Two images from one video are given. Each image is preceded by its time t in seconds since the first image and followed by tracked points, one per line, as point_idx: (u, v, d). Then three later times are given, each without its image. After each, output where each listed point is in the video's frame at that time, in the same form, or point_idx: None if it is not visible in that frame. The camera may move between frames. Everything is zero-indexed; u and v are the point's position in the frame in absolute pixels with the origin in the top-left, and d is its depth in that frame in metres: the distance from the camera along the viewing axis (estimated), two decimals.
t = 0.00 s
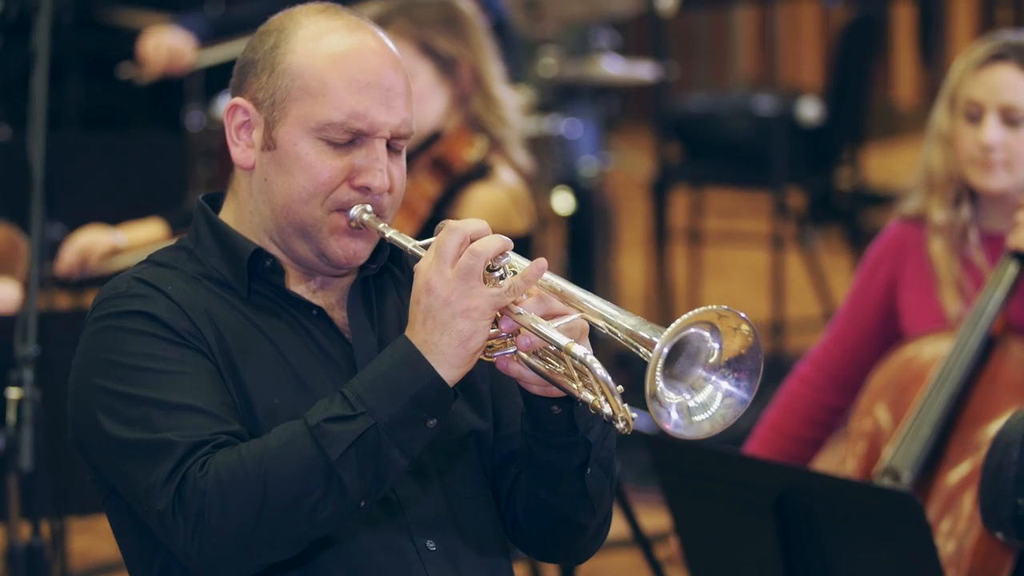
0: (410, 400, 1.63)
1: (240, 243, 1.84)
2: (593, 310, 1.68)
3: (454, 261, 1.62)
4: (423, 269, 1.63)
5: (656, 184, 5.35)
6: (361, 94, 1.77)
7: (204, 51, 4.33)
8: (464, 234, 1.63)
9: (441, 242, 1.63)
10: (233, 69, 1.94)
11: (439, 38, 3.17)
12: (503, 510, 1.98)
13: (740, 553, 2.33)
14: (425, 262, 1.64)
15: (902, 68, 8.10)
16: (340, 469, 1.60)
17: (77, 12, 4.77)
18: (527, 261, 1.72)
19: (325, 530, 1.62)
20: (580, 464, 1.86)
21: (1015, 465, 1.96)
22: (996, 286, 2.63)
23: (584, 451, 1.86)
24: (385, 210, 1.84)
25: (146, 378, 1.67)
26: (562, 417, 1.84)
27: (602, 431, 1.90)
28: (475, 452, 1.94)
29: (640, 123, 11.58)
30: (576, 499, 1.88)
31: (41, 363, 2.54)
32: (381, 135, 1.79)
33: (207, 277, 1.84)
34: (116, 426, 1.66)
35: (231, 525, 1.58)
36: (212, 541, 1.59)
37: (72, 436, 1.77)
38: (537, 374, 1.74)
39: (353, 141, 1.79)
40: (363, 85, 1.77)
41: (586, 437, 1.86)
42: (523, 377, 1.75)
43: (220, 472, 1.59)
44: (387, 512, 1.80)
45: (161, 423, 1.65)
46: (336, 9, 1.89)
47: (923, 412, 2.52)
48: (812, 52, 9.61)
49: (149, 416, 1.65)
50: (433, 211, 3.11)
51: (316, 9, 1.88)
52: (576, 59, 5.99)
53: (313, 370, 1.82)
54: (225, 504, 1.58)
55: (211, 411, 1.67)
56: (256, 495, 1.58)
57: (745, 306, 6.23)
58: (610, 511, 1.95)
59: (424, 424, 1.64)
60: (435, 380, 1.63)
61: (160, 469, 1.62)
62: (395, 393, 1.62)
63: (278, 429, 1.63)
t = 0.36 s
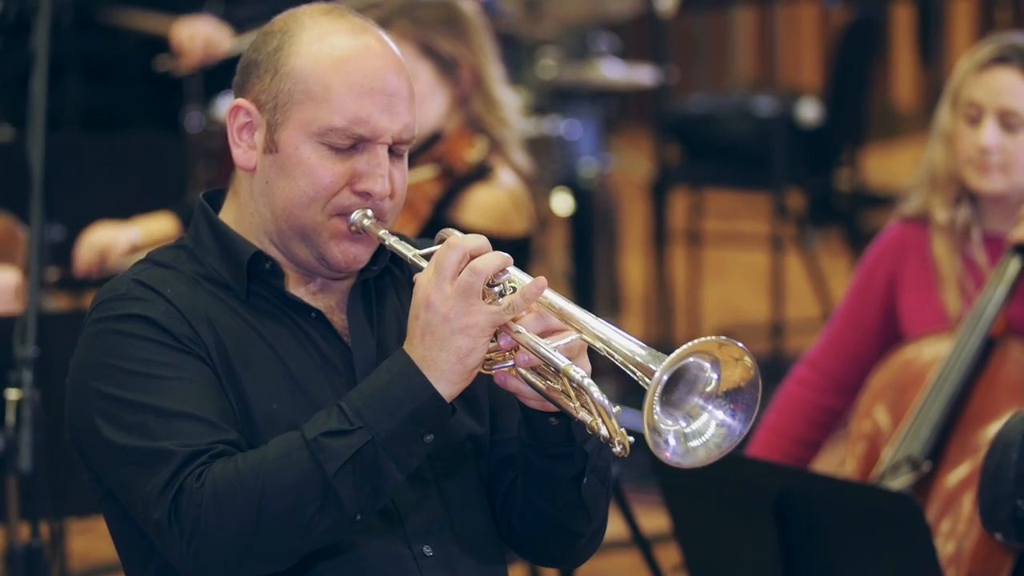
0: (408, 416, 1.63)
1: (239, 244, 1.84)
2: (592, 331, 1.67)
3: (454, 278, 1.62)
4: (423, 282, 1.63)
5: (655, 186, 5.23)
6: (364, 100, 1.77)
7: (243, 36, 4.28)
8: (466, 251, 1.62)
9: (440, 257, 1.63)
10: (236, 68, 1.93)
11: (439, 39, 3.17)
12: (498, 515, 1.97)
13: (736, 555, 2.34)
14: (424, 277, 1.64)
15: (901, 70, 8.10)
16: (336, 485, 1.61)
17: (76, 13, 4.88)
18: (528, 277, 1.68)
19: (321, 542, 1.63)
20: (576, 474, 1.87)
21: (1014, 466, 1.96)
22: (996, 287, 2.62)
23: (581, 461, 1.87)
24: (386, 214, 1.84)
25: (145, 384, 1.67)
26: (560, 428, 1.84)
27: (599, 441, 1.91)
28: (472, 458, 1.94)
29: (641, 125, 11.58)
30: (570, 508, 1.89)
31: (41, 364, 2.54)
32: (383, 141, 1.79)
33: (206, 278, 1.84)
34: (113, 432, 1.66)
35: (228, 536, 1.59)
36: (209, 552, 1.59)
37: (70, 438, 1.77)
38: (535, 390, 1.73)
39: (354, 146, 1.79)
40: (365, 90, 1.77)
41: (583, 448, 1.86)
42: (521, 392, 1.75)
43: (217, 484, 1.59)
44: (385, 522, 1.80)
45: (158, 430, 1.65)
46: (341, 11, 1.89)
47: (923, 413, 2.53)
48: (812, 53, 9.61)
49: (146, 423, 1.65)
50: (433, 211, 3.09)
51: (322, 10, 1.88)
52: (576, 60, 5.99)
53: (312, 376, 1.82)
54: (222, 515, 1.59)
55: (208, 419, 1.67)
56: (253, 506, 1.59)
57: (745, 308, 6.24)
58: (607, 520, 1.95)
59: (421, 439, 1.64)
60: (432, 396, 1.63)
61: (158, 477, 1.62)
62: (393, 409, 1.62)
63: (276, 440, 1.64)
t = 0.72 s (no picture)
0: (411, 437, 1.63)
1: (241, 249, 1.83)
2: (596, 356, 1.65)
3: (459, 300, 1.60)
4: (427, 303, 1.62)
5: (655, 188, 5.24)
6: (373, 113, 1.76)
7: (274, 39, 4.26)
8: (472, 272, 1.60)
9: (445, 277, 1.61)
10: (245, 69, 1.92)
11: (439, 40, 3.16)
12: (494, 520, 1.98)
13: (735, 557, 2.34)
14: (429, 297, 1.62)
15: (901, 71, 8.10)
16: (336, 505, 1.61)
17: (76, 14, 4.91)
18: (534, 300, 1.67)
19: (320, 559, 1.64)
20: (576, 487, 1.89)
21: (1013, 468, 1.96)
22: (996, 287, 2.62)
23: (581, 474, 1.88)
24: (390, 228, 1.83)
25: (146, 392, 1.68)
26: (561, 443, 1.86)
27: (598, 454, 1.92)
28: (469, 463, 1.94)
29: (641, 125, 11.59)
30: (568, 520, 1.90)
31: (41, 364, 2.55)
32: (389, 155, 1.77)
33: (207, 281, 1.84)
34: (114, 441, 1.67)
35: (227, 550, 1.60)
36: (209, 566, 1.60)
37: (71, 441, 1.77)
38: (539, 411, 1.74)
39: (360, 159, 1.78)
40: (375, 104, 1.76)
41: (584, 462, 1.88)
42: (525, 411, 1.77)
43: (217, 498, 1.59)
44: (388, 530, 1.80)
45: (159, 440, 1.65)
46: (356, 19, 1.89)
47: (923, 415, 2.53)
48: (812, 54, 9.61)
49: (147, 432, 1.66)
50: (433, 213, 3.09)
51: (337, 16, 1.88)
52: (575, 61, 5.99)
53: (314, 384, 1.82)
54: (221, 529, 1.59)
55: (209, 430, 1.67)
56: (254, 520, 1.59)
57: (745, 310, 6.24)
58: (603, 530, 1.97)
59: (423, 459, 1.64)
60: (436, 417, 1.63)
61: (158, 489, 1.63)
62: (396, 429, 1.63)
63: (278, 455, 1.64)
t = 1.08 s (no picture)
0: (416, 454, 1.63)
1: (245, 253, 1.83)
2: (603, 379, 1.66)
3: (467, 319, 1.59)
4: (435, 321, 1.61)
5: (654, 190, 5.25)
6: (381, 121, 1.76)
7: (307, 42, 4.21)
8: (480, 290, 1.60)
9: (453, 294, 1.60)
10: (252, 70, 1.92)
11: (437, 42, 3.16)
12: (491, 522, 1.97)
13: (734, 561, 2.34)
14: (437, 315, 1.62)
15: (901, 72, 8.10)
16: (341, 522, 1.62)
17: (76, 16, 4.93)
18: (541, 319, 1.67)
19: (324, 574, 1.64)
20: (576, 498, 1.90)
21: (1013, 469, 1.96)
22: (996, 288, 2.62)
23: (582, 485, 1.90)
24: (395, 235, 1.83)
25: (150, 401, 1.67)
26: (563, 453, 1.87)
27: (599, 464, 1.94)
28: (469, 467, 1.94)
29: (641, 127, 11.61)
30: (566, 528, 1.92)
31: (41, 365, 2.54)
32: (396, 162, 1.77)
33: (210, 285, 1.84)
34: (118, 449, 1.66)
35: (231, 562, 1.60)
36: None
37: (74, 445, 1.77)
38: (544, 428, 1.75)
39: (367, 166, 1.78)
40: (384, 111, 1.76)
41: (585, 472, 1.89)
42: (530, 427, 1.77)
43: (221, 511, 1.59)
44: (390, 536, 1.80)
45: (162, 449, 1.65)
46: (365, 24, 1.89)
47: (923, 415, 2.53)
48: (812, 55, 9.61)
49: (150, 440, 1.66)
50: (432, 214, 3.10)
51: (346, 20, 1.88)
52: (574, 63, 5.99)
53: (318, 392, 1.82)
54: (225, 542, 1.59)
55: (212, 440, 1.67)
56: (259, 533, 1.60)
57: (745, 311, 6.24)
58: (599, 538, 1.98)
59: (428, 476, 1.65)
60: (443, 435, 1.63)
61: (161, 501, 1.63)
62: (402, 445, 1.63)
63: (284, 468, 1.64)
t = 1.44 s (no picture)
0: (422, 467, 1.63)
1: (251, 257, 1.83)
2: (612, 398, 1.66)
3: (476, 332, 1.59)
4: (443, 334, 1.60)
5: (654, 191, 5.26)
6: (389, 126, 1.76)
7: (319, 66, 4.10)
8: (490, 304, 1.58)
9: (462, 308, 1.59)
10: (258, 72, 1.92)
11: (436, 43, 3.16)
12: (492, 526, 1.99)
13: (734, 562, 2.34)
14: (445, 328, 1.61)
15: (900, 72, 8.10)
16: (346, 533, 1.62)
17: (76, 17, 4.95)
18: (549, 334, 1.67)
19: None
20: (579, 506, 1.89)
21: (1013, 469, 1.97)
22: (996, 288, 2.62)
23: (585, 492, 1.89)
24: (401, 239, 1.83)
25: (154, 406, 1.67)
26: (566, 462, 1.87)
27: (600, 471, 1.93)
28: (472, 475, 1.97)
29: (641, 127, 11.62)
30: (566, 534, 1.90)
31: (41, 365, 2.55)
32: (404, 168, 1.77)
33: (215, 287, 1.84)
34: (122, 454, 1.67)
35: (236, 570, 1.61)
36: None
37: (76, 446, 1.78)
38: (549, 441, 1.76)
39: (374, 171, 1.77)
40: (392, 116, 1.76)
41: (587, 480, 1.89)
42: (534, 440, 1.78)
43: (225, 520, 1.60)
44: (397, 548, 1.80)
45: (166, 455, 1.65)
46: (373, 27, 1.89)
47: (924, 416, 2.53)
48: (812, 55, 9.61)
49: (154, 446, 1.66)
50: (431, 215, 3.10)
51: (354, 23, 1.88)
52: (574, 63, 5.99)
53: (322, 396, 1.82)
54: (229, 549, 1.60)
55: (217, 446, 1.67)
56: (264, 542, 1.60)
57: (744, 311, 6.25)
58: (598, 544, 1.97)
59: (434, 488, 1.65)
60: (449, 448, 1.63)
61: (165, 507, 1.63)
62: (408, 458, 1.62)
63: (289, 478, 1.64)
